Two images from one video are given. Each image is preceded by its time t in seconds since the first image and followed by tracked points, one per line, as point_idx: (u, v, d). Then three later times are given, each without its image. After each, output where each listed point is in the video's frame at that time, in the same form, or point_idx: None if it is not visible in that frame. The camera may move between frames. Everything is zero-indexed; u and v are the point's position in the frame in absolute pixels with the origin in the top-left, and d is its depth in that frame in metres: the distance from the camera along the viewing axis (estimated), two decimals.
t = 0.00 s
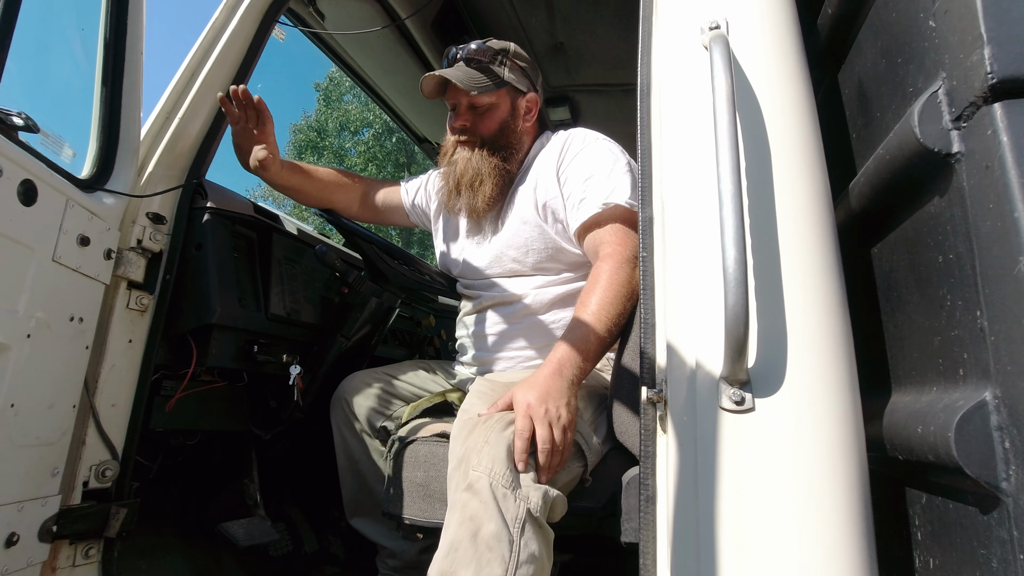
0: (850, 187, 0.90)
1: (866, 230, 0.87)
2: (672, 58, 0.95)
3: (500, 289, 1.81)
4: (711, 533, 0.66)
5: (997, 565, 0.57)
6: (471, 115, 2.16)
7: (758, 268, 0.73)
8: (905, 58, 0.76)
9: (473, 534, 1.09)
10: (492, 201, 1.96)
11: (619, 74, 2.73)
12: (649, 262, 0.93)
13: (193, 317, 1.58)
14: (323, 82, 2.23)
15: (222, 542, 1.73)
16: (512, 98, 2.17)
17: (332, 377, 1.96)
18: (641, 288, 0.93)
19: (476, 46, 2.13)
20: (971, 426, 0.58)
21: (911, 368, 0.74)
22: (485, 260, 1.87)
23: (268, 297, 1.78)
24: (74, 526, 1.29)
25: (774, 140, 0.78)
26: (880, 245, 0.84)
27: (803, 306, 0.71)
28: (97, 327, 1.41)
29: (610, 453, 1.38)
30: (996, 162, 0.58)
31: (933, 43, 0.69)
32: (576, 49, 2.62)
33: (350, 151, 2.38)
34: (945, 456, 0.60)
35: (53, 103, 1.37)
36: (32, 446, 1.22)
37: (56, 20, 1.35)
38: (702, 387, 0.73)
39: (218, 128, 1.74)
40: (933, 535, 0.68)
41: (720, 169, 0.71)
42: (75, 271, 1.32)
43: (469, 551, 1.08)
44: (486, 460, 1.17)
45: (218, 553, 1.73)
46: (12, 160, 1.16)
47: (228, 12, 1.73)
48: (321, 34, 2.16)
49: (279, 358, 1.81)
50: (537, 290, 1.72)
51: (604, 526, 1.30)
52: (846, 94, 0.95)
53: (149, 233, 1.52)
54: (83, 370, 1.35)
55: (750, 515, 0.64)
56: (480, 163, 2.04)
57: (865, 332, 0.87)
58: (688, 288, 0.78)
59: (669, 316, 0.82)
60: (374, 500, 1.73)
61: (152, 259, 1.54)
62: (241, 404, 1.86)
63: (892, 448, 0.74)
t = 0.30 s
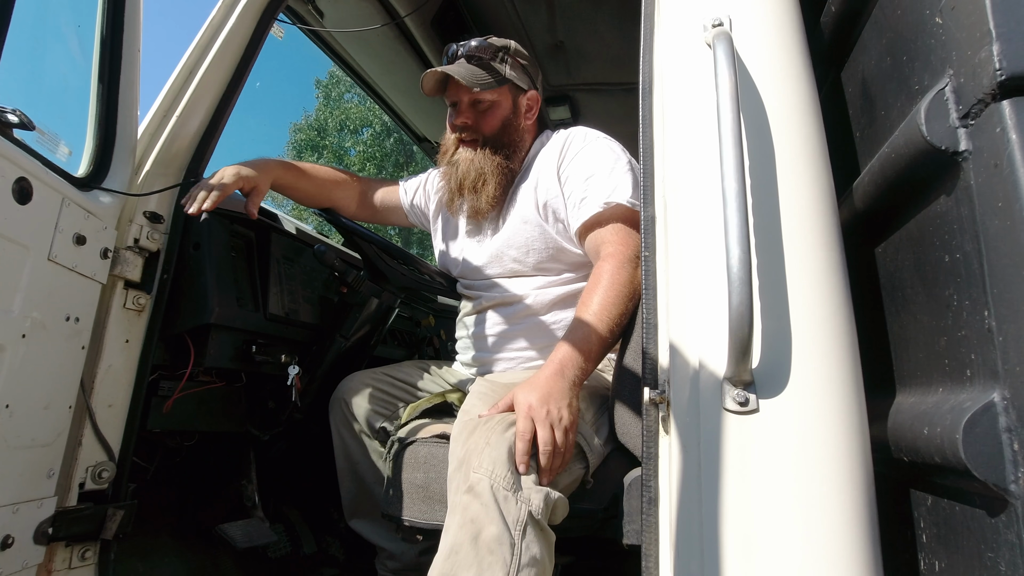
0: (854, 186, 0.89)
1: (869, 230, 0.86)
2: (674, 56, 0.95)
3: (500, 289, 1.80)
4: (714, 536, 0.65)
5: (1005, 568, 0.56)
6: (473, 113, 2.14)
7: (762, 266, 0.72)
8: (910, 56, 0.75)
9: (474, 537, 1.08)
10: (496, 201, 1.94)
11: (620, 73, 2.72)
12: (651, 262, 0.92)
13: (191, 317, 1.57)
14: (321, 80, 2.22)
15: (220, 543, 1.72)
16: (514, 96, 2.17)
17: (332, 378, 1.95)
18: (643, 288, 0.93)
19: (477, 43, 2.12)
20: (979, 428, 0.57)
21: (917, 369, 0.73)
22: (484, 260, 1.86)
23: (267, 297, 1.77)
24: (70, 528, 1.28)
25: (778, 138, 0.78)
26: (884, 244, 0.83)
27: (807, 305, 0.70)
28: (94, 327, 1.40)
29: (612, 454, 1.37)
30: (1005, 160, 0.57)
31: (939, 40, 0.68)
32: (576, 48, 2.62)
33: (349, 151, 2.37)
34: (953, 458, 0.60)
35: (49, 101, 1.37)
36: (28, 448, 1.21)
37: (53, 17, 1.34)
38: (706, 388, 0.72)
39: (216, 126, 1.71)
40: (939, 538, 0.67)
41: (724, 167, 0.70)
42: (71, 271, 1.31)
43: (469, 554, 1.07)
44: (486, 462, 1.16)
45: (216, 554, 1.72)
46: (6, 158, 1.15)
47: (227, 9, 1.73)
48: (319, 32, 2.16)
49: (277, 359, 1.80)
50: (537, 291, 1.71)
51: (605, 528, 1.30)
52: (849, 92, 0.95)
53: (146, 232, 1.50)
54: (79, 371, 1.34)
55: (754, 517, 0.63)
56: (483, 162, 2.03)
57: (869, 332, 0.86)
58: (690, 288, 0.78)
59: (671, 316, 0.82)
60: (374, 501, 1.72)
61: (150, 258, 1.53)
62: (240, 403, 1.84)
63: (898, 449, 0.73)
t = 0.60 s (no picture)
0: (852, 187, 0.89)
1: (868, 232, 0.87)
2: (673, 58, 0.95)
3: (500, 291, 1.81)
4: (713, 537, 0.66)
5: (1001, 569, 0.56)
6: (474, 97, 2.20)
7: (761, 268, 0.72)
8: (908, 58, 0.76)
9: (474, 538, 1.08)
10: (495, 184, 1.97)
11: (619, 74, 2.72)
12: (650, 264, 0.92)
13: (192, 318, 1.57)
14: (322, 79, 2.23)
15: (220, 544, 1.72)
16: (515, 87, 2.22)
17: (331, 378, 1.95)
18: (642, 289, 0.93)
19: (483, 39, 2.19)
20: (976, 430, 0.58)
21: (915, 370, 0.73)
22: (484, 261, 1.87)
23: (267, 298, 1.77)
24: (70, 529, 1.29)
25: (776, 140, 0.78)
26: (882, 246, 0.83)
27: (805, 307, 0.70)
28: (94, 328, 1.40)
29: (611, 455, 1.38)
30: (1002, 163, 0.58)
31: (937, 43, 0.68)
32: (576, 49, 2.62)
33: (350, 151, 2.38)
34: (950, 459, 0.60)
35: (50, 102, 1.37)
36: (28, 448, 1.21)
37: (53, 18, 1.34)
38: (705, 389, 0.72)
39: (217, 127, 1.71)
40: (936, 539, 0.68)
41: (722, 169, 0.70)
42: (72, 272, 1.32)
43: (469, 556, 1.07)
44: (486, 463, 1.16)
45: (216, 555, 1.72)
46: (8, 160, 1.16)
47: (227, 10, 1.73)
48: (320, 33, 2.16)
49: (277, 359, 1.81)
50: (537, 293, 1.71)
51: (605, 529, 1.30)
52: (848, 94, 0.95)
53: (147, 233, 1.51)
54: (80, 372, 1.34)
55: (753, 518, 0.64)
56: (483, 147, 2.05)
57: (867, 334, 0.86)
58: (689, 289, 0.78)
59: (670, 317, 0.82)
60: (373, 502, 1.72)
61: (150, 259, 1.53)
62: (240, 403, 1.84)
63: (895, 450, 0.73)
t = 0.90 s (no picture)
0: (849, 193, 0.90)
1: (864, 237, 0.87)
2: (672, 64, 0.95)
3: (499, 295, 1.81)
4: (711, 540, 0.66)
5: (995, 572, 0.57)
6: (476, 98, 2.21)
7: (758, 273, 0.73)
8: (904, 66, 0.76)
9: (473, 541, 1.09)
10: (494, 182, 1.99)
11: (619, 77, 2.73)
12: (649, 268, 0.93)
13: (192, 321, 1.58)
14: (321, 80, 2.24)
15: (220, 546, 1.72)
16: (518, 92, 2.23)
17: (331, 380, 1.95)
18: (641, 294, 0.94)
19: (486, 46, 2.19)
20: (970, 434, 0.58)
21: (911, 375, 0.74)
22: (484, 265, 1.87)
23: (267, 301, 1.77)
24: (72, 532, 1.29)
25: (774, 146, 0.79)
26: (879, 251, 0.84)
27: (802, 313, 0.71)
28: (96, 330, 1.41)
29: (610, 458, 1.38)
30: (996, 171, 0.58)
31: (932, 51, 0.69)
32: (575, 52, 2.63)
33: (349, 153, 2.38)
34: (945, 463, 0.61)
35: (52, 106, 1.37)
36: (30, 451, 1.22)
37: (55, 22, 1.35)
38: (702, 394, 0.73)
39: (218, 130, 1.72)
40: (932, 542, 0.68)
41: (720, 174, 0.71)
42: (74, 275, 1.32)
43: (469, 559, 1.07)
44: (485, 466, 1.17)
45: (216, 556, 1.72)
46: (10, 165, 1.16)
47: (228, 15, 1.74)
48: (320, 37, 2.17)
49: (277, 362, 1.82)
50: (536, 296, 1.72)
51: (603, 531, 1.31)
52: (845, 100, 0.96)
53: (148, 237, 1.51)
54: (81, 375, 1.35)
55: (749, 521, 0.64)
56: (483, 146, 2.06)
57: (864, 338, 0.87)
58: (688, 294, 0.78)
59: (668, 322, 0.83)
60: (373, 505, 1.72)
61: (151, 262, 1.54)
62: (240, 405, 1.85)
63: (891, 454, 0.74)
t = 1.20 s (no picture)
0: (847, 195, 0.90)
1: (861, 240, 0.88)
2: (671, 67, 0.96)
3: (499, 297, 1.81)
4: (709, 542, 0.66)
5: (992, 574, 0.57)
6: (476, 102, 2.22)
7: (756, 277, 0.73)
8: (901, 71, 0.77)
9: (472, 543, 1.09)
10: (488, 183, 2.00)
11: (618, 80, 2.74)
12: (648, 271, 0.93)
13: (192, 323, 1.58)
14: (321, 82, 2.24)
15: (219, 548, 1.72)
16: (518, 95, 2.24)
17: (331, 382, 1.96)
18: (640, 296, 0.94)
19: (487, 49, 2.20)
20: (967, 436, 0.59)
21: (908, 378, 0.74)
22: (484, 268, 1.87)
23: (266, 303, 1.78)
24: (71, 534, 1.29)
25: (772, 149, 0.79)
26: (876, 254, 0.84)
27: (800, 316, 0.71)
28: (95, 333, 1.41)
29: (609, 460, 1.39)
30: (992, 175, 0.59)
31: (929, 56, 0.70)
32: (574, 55, 2.63)
33: (349, 154, 2.39)
34: (941, 465, 0.61)
35: (53, 108, 1.37)
36: (29, 453, 1.22)
37: (56, 25, 1.35)
38: (701, 396, 0.73)
39: (218, 133, 1.72)
40: (929, 544, 0.68)
41: (718, 178, 0.71)
42: (74, 278, 1.32)
43: (467, 560, 1.07)
44: (484, 468, 1.17)
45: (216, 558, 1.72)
46: (12, 167, 1.17)
47: (228, 18, 1.75)
48: (320, 39, 2.17)
49: (276, 364, 1.79)
50: (536, 298, 1.72)
51: (602, 533, 1.31)
52: (843, 104, 0.96)
53: (148, 239, 1.51)
54: (81, 377, 1.35)
55: (748, 523, 0.64)
56: (478, 147, 2.07)
57: (862, 342, 0.87)
58: (687, 297, 0.79)
59: (667, 325, 0.83)
60: (372, 506, 1.73)
61: (151, 264, 1.54)
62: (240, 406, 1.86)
63: (889, 456, 0.74)
